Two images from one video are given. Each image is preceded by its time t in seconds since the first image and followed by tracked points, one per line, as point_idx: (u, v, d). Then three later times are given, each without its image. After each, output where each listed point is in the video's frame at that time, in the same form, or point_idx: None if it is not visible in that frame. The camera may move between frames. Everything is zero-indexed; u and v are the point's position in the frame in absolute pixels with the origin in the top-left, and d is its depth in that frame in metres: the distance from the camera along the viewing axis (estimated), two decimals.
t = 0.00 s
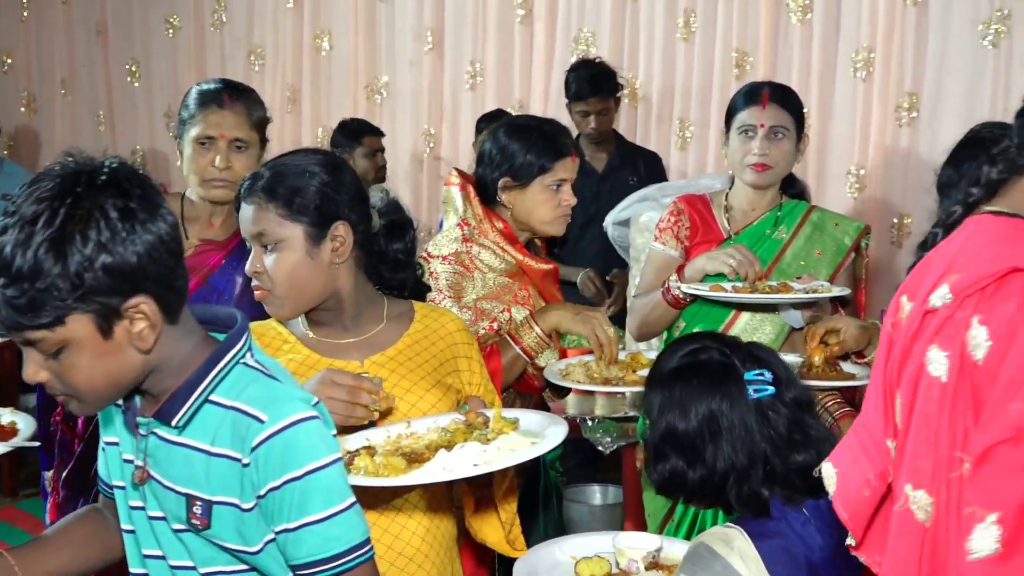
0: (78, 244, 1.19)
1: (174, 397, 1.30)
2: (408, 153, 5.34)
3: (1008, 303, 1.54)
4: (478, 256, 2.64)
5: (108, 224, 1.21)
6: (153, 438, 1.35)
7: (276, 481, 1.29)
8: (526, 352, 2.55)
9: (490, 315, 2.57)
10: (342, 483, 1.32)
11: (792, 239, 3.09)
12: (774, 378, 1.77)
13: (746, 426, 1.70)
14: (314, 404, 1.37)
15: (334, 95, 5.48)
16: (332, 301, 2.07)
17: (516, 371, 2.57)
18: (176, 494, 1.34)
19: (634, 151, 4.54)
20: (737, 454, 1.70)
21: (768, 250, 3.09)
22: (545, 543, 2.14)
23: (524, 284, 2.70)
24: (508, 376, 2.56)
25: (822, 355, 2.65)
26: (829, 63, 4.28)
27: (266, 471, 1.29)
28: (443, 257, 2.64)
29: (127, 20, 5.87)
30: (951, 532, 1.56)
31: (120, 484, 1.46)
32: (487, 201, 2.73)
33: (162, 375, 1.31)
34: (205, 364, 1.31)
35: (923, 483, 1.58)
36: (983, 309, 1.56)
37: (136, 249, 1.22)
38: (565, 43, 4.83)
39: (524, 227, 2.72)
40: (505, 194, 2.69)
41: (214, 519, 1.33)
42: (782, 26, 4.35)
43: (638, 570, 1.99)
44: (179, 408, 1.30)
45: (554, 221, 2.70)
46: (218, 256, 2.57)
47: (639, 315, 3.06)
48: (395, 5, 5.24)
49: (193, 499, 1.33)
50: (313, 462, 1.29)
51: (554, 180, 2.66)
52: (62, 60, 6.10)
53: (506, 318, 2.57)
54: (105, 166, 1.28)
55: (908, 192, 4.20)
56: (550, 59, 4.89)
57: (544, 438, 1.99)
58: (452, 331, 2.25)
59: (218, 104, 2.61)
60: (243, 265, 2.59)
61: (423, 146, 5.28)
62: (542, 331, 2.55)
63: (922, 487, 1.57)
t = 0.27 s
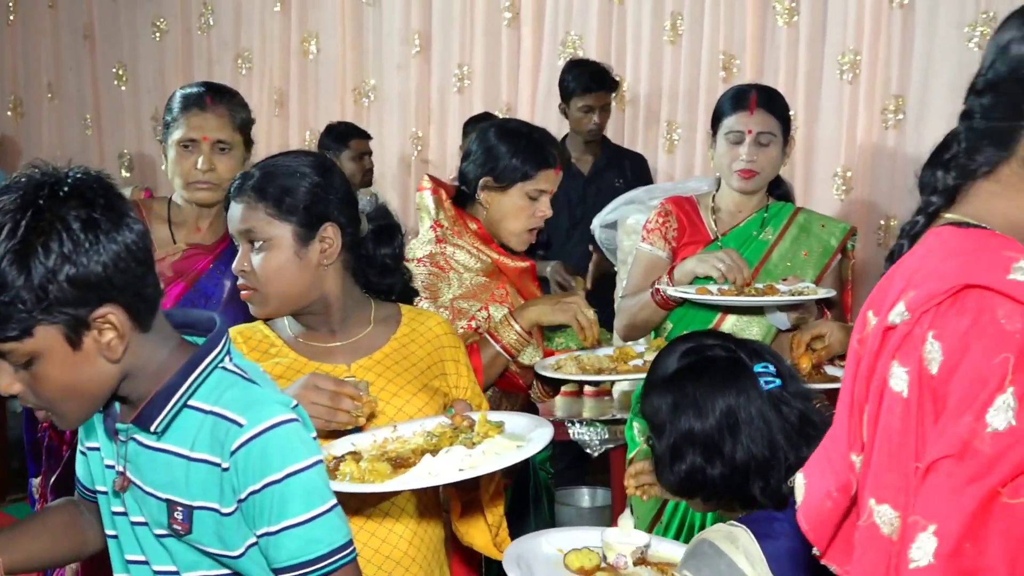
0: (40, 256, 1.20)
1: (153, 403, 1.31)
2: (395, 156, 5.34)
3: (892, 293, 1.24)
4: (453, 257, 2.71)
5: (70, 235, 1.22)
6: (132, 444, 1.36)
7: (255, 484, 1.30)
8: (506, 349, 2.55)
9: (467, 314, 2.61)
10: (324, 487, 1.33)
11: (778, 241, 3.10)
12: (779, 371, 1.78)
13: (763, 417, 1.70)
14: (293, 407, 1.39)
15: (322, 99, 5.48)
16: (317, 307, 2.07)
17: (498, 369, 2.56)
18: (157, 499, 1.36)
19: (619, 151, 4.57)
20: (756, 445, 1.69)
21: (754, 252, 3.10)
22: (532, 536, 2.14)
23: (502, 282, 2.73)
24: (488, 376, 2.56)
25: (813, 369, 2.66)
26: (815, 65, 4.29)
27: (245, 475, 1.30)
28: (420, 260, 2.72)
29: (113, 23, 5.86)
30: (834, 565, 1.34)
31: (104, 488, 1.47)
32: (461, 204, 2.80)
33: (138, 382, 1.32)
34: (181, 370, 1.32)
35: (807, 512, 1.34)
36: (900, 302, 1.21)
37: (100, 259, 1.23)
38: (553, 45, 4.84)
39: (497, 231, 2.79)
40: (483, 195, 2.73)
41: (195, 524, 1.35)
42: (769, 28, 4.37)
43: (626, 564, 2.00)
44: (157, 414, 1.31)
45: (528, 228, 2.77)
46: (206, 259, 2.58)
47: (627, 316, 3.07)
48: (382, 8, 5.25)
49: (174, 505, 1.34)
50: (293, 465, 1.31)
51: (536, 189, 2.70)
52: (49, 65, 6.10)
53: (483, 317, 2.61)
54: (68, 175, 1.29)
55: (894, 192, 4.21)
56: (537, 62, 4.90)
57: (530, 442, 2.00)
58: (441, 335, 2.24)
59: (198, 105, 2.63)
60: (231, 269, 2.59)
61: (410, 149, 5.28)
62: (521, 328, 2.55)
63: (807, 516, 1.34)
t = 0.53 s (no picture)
0: (22, 266, 1.21)
1: (140, 407, 1.31)
2: (385, 160, 5.34)
3: (864, 303, 1.25)
4: (433, 260, 2.75)
5: (50, 243, 1.22)
6: (121, 448, 1.36)
7: (242, 486, 1.30)
8: (492, 352, 2.53)
9: (445, 315, 2.64)
10: (311, 489, 1.34)
11: (766, 242, 3.10)
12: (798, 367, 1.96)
13: (792, 411, 1.88)
14: (280, 408, 1.39)
15: (311, 102, 5.48)
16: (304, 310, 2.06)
17: (484, 371, 2.54)
18: (147, 502, 1.36)
19: (617, 159, 4.57)
20: (785, 439, 1.87)
21: (742, 253, 3.10)
22: (525, 537, 2.14)
23: (484, 284, 2.76)
24: (471, 378, 2.53)
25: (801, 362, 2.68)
26: (804, 68, 4.30)
27: (232, 477, 1.30)
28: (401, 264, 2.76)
29: (101, 28, 5.85)
30: None
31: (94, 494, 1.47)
32: (440, 208, 2.84)
33: (125, 388, 1.32)
34: (168, 374, 1.32)
35: (789, 524, 1.36)
36: (872, 312, 1.22)
37: (83, 266, 1.23)
38: (541, 49, 4.86)
39: (478, 233, 2.80)
40: (465, 196, 2.74)
41: (184, 527, 1.34)
42: (757, 30, 4.38)
43: (619, 564, 1.99)
44: (144, 419, 1.31)
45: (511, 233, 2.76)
46: (194, 263, 2.58)
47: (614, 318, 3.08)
48: (371, 12, 5.26)
49: (162, 508, 1.34)
50: (279, 466, 1.31)
51: (518, 194, 2.71)
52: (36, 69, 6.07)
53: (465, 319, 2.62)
54: (52, 184, 1.29)
55: (882, 194, 4.23)
56: (526, 66, 4.92)
57: (521, 440, 2.00)
58: (427, 336, 2.25)
59: (165, 107, 2.64)
60: (218, 273, 2.59)
61: (399, 152, 5.29)
62: (507, 330, 2.56)
63: (789, 528, 1.36)
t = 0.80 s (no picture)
0: (23, 277, 1.21)
1: (131, 409, 1.31)
2: (374, 163, 5.36)
3: (842, 309, 1.25)
4: (422, 263, 2.74)
5: (50, 253, 1.23)
6: (111, 451, 1.36)
7: (233, 486, 1.31)
8: (488, 363, 2.55)
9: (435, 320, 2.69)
10: (299, 487, 1.34)
11: (753, 245, 3.10)
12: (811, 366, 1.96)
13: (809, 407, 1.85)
14: (269, 408, 1.40)
15: (300, 106, 5.49)
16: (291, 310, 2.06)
17: (476, 380, 2.56)
18: (137, 504, 1.36)
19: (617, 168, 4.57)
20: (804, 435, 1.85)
21: (729, 256, 3.10)
22: (526, 538, 2.17)
23: (472, 287, 2.78)
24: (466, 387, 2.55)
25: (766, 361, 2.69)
26: (793, 72, 4.34)
27: (222, 477, 1.31)
28: (389, 266, 2.76)
29: (90, 31, 5.84)
30: None
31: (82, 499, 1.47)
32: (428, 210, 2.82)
33: (119, 392, 1.32)
34: (158, 377, 1.33)
35: (773, 533, 1.36)
36: (849, 319, 1.22)
37: (81, 273, 1.24)
38: (531, 52, 4.88)
39: (466, 236, 2.79)
40: (455, 199, 2.74)
41: (175, 528, 1.35)
42: (746, 33, 4.41)
43: (624, 563, 2.01)
44: (136, 419, 1.31)
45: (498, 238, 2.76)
46: (178, 266, 2.58)
47: (603, 321, 3.09)
48: (361, 16, 5.28)
49: (153, 509, 1.35)
50: (270, 465, 1.32)
51: (508, 201, 2.71)
52: (24, 73, 6.06)
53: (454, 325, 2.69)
54: (30, 196, 1.29)
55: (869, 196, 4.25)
56: (515, 70, 4.94)
57: (510, 434, 2.02)
58: (413, 336, 2.26)
59: (144, 109, 2.66)
60: (203, 276, 2.60)
61: (389, 155, 5.30)
62: (506, 345, 2.59)
63: (772, 537, 1.36)
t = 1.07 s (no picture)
0: (36, 272, 1.22)
1: (129, 408, 1.32)
2: (363, 165, 5.36)
3: (824, 314, 1.25)
4: (411, 264, 2.72)
5: (63, 249, 1.25)
6: (107, 449, 1.37)
7: (230, 486, 1.33)
8: (471, 356, 2.59)
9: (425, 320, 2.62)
10: (295, 487, 1.37)
11: (740, 248, 3.11)
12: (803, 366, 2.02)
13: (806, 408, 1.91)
14: (267, 410, 1.42)
15: (289, 108, 5.49)
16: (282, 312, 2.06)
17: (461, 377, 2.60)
18: (131, 503, 1.36)
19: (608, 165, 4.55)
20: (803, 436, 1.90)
21: (716, 259, 3.11)
22: (524, 544, 2.18)
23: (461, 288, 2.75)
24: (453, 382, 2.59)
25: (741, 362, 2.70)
26: (781, 76, 4.36)
27: (219, 477, 1.33)
28: (377, 268, 2.73)
29: (79, 33, 5.84)
30: None
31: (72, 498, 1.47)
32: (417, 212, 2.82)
33: (121, 388, 1.34)
34: (156, 376, 1.33)
35: (757, 538, 1.37)
36: (832, 324, 1.22)
37: (91, 268, 1.26)
38: (519, 55, 4.90)
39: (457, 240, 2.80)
40: (449, 201, 2.74)
41: (170, 528, 1.36)
42: (734, 36, 4.43)
43: (620, 567, 2.03)
44: (136, 416, 1.32)
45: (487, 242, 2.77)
46: (164, 268, 2.58)
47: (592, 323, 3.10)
48: (349, 18, 5.28)
49: (148, 508, 1.35)
50: (267, 466, 1.34)
51: (500, 205, 2.72)
52: (12, 74, 6.05)
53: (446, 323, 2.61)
54: (34, 188, 1.31)
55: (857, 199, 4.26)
56: (504, 73, 4.95)
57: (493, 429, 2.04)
58: (400, 337, 2.26)
59: (129, 111, 2.68)
60: (189, 278, 2.59)
61: (378, 157, 5.31)
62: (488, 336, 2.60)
63: (757, 542, 1.37)
